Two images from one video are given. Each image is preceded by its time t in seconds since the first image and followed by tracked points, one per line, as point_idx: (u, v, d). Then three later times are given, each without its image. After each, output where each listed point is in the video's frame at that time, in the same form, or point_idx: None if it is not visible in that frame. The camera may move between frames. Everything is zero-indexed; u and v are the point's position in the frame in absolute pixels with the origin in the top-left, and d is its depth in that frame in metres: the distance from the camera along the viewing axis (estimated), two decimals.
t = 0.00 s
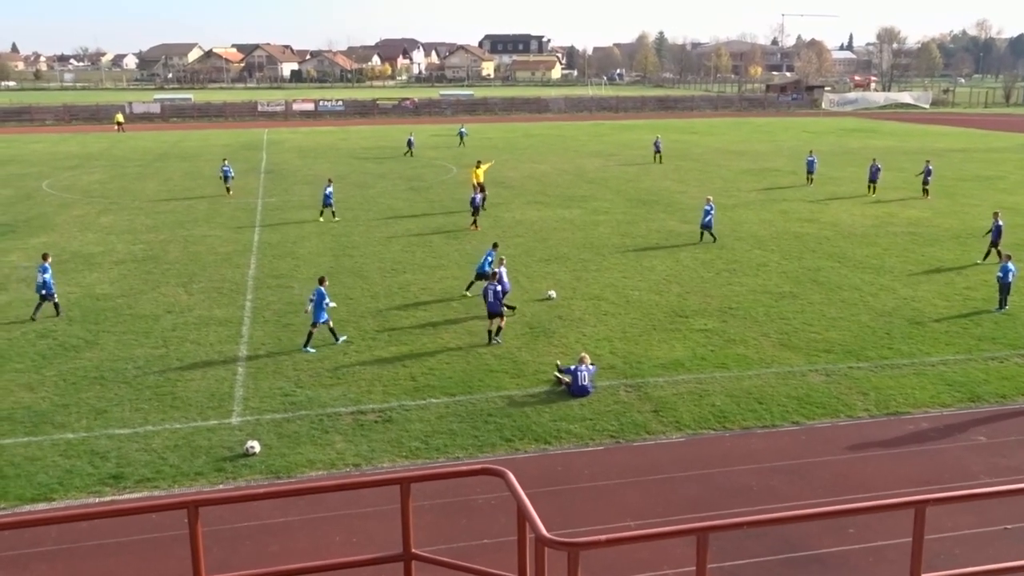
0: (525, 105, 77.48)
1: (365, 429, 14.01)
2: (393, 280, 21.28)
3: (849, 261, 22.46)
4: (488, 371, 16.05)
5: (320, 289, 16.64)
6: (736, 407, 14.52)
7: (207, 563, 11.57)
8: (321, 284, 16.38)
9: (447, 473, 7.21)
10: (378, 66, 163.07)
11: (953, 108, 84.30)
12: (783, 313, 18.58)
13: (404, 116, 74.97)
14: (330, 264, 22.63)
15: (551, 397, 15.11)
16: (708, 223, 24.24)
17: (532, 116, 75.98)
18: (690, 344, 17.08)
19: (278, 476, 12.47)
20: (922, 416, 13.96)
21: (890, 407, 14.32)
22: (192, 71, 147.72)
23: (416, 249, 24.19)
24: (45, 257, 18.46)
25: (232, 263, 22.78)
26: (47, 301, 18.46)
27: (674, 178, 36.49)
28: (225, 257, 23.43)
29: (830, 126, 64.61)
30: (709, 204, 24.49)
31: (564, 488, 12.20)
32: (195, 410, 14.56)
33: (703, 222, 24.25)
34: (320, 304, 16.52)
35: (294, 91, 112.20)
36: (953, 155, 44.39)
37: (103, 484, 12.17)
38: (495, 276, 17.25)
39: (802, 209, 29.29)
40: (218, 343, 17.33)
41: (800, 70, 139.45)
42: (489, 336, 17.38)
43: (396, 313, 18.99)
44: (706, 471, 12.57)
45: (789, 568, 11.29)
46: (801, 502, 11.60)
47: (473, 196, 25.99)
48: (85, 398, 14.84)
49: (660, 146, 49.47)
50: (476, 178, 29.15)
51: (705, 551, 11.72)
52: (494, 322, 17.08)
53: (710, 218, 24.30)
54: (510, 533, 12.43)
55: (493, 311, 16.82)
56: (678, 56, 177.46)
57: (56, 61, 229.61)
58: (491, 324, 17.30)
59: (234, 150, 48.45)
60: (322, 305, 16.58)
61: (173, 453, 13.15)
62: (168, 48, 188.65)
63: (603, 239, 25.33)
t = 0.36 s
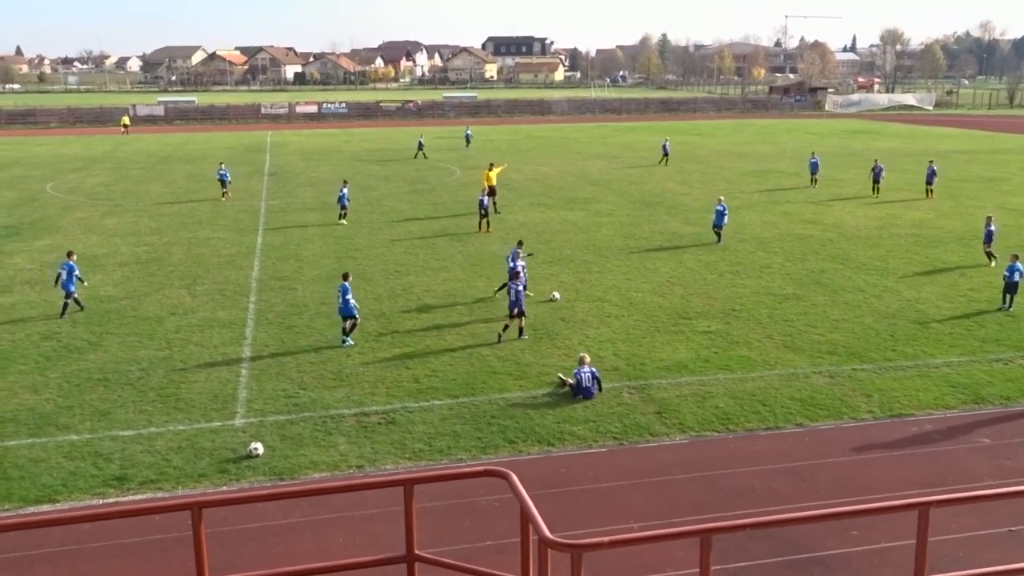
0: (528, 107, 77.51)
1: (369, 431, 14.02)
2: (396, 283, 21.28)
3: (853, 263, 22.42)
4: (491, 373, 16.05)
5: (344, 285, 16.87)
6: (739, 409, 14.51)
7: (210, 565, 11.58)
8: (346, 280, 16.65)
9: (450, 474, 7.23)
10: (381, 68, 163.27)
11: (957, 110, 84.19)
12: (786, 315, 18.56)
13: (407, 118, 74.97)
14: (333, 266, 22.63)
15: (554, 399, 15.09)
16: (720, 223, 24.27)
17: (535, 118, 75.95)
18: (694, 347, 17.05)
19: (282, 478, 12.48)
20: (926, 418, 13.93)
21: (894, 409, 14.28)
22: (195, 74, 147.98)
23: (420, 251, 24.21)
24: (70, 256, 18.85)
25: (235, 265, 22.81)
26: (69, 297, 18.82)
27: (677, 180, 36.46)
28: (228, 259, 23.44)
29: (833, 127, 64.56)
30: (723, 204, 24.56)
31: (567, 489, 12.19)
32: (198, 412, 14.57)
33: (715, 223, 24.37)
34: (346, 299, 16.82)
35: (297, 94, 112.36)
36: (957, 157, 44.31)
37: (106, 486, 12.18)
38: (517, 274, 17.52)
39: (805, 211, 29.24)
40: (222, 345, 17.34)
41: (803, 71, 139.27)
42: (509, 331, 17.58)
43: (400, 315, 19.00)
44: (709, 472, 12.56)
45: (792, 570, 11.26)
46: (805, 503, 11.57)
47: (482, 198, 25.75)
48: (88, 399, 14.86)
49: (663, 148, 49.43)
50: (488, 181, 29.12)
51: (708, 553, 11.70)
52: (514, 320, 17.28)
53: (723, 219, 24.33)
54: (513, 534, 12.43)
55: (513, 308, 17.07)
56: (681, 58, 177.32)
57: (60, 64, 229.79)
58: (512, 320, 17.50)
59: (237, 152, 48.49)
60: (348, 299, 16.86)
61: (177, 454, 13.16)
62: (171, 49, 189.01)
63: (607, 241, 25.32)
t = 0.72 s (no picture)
0: (523, 108, 77.49)
1: (364, 433, 14.00)
2: (391, 284, 21.27)
3: (848, 264, 22.45)
4: (486, 375, 16.03)
5: (358, 285, 17.03)
6: (734, 410, 14.50)
7: (205, 568, 11.55)
8: (361, 280, 16.83)
9: (443, 477, 7.22)
10: (378, 70, 163.15)
11: (951, 111, 84.39)
12: (781, 317, 18.56)
13: (402, 120, 74.96)
14: (329, 268, 22.63)
15: (549, 401, 15.08)
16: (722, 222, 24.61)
17: (530, 120, 75.98)
18: (688, 348, 17.05)
19: (277, 480, 12.46)
20: (920, 419, 13.93)
21: (889, 410, 14.29)
22: (191, 76, 147.86)
23: (415, 253, 24.19)
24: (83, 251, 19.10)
25: (230, 267, 22.79)
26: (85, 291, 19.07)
27: (672, 181, 36.48)
28: (223, 261, 23.42)
29: (828, 129, 64.65)
30: (724, 204, 24.77)
31: (562, 491, 12.18)
32: (192, 414, 14.55)
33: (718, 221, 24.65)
34: (361, 300, 16.98)
35: (292, 96, 112.29)
36: (951, 158, 44.39)
37: (100, 488, 12.15)
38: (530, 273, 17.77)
39: (800, 212, 29.27)
40: (216, 347, 17.33)
41: (798, 73, 139.57)
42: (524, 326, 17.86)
43: (395, 317, 18.99)
44: (704, 474, 12.55)
45: (788, 572, 11.25)
46: (800, 505, 11.57)
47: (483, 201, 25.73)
48: (82, 402, 14.83)
49: (658, 150, 49.48)
50: (492, 182, 29.14)
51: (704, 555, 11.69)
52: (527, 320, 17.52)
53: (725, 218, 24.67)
54: (508, 536, 12.42)
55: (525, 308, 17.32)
56: (677, 60, 177.49)
57: (56, 66, 229.61)
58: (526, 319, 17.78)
59: (232, 154, 48.44)
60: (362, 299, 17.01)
61: (171, 457, 13.13)
62: (166, 51, 188.92)
63: (602, 242, 25.33)
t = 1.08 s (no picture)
0: (508, 111, 77.56)
1: (348, 436, 13.95)
2: (375, 287, 21.22)
3: (831, 267, 22.59)
4: (471, 378, 16.02)
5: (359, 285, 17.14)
6: (717, 413, 14.56)
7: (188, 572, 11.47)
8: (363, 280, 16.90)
9: (428, 480, 7.21)
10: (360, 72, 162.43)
11: (932, 116, 85.12)
12: (764, 319, 18.65)
13: (387, 122, 74.82)
14: (312, 270, 22.54)
15: (534, 404, 15.08)
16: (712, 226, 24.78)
17: (515, 123, 76.02)
18: (673, 351, 17.09)
19: (260, 483, 12.40)
20: (902, 422, 14.03)
21: (871, 413, 14.37)
22: (174, 77, 147.13)
23: (399, 255, 24.15)
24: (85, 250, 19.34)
25: (213, 269, 22.66)
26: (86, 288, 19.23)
27: (657, 184, 36.60)
28: (206, 263, 23.28)
29: (811, 133, 65.05)
30: (713, 208, 24.94)
31: (546, 494, 12.18)
32: (175, 418, 14.45)
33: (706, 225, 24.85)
34: (361, 300, 17.04)
35: (277, 97, 111.81)
36: (932, 162, 44.76)
37: (82, 492, 12.05)
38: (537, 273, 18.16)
39: (783, 215, 29.44)
40: (199, 350, 17.23)
41: (782, 76, 140.33)
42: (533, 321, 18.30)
43: (379, 320, 18.94)
44: (688, 476, 12.58)
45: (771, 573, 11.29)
46: (783, 507, 11.62)
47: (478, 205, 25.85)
48: (63, 405, 14.70)
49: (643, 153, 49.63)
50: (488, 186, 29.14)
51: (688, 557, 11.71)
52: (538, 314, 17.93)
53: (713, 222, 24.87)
54: (492, 539, 12.40)
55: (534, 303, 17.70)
56: (661, 63, 178.20)
57: (37, 66, 227.90)
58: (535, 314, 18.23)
59: (215, 156, 48.18)
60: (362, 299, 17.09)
61: (153, 460, 13.04)
62: (149, 52, 187.88)
63: (586, 245, 25.38)
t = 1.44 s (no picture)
0: (491, 113, 77.57)
1: (330, 439, 13.89)
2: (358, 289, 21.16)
3: (812, 269, 22.72)
4: (454, 380, 15.99)
5: (354, 283, 17.29)
6: (700, 415, 14.59)
7: None
8: (357, 278, 17.07)
9: (411, 483, 7.21)
10: (343, 74, 162.01)
11: (912, 119, 85.81)
12: (747, 322, 18.73)
13: (370, 124, 74.65)
14: (295, 272, 22.44)
15: (517, 406, 15.06)
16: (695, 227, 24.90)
17: (498, 125, 76.03)
18: (655, 353, 17.12)
19: (242, 487, 12.32)
20: (883, 423, 14.13)
21: (852, 414, 14.45)
22: (155, 79, 146.09)
23: (382, 257, 24.10)
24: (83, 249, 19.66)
25: (194, 272, 22.51)
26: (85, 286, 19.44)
27: (639, 187, 36.71)
28: (188, 266, 23.13)
29: (793, 136, 65.40)
30: (696, 209, 25.07)
31: (529, 496, 12.17)
32: (156, 421, 14.34)
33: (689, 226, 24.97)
34: (357, 298, 17.21)
35: (259, 99, 111.33)
36: (912, 165, 45.07)
37: (61, 496, 11.94)
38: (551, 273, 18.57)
39: (765, 218, 29.59)
40: (180, 353, 17.11)
41: (764, 80, 141.13)
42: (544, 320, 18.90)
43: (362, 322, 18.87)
44: (671, 478, 12.61)
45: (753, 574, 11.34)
46: (765, 508, 11.67)
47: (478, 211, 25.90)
48: (42, 409, 14.57)
49: (625, 156, 49.74)
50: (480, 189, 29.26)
51: (670, 559, 11.73)
52: (552, 311, 18.54)
53: (696, 223, 24.97)
54: (475, 542, 12.39)
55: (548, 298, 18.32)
56: (644, 66, 178.72)
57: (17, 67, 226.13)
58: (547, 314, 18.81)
59: (196, 158, 47.90)
60: (359, 296, 17.25)
61: (134, 464, 12.94)
62: (129, 53, 186.55)
63: (570, 247, 25.42)
